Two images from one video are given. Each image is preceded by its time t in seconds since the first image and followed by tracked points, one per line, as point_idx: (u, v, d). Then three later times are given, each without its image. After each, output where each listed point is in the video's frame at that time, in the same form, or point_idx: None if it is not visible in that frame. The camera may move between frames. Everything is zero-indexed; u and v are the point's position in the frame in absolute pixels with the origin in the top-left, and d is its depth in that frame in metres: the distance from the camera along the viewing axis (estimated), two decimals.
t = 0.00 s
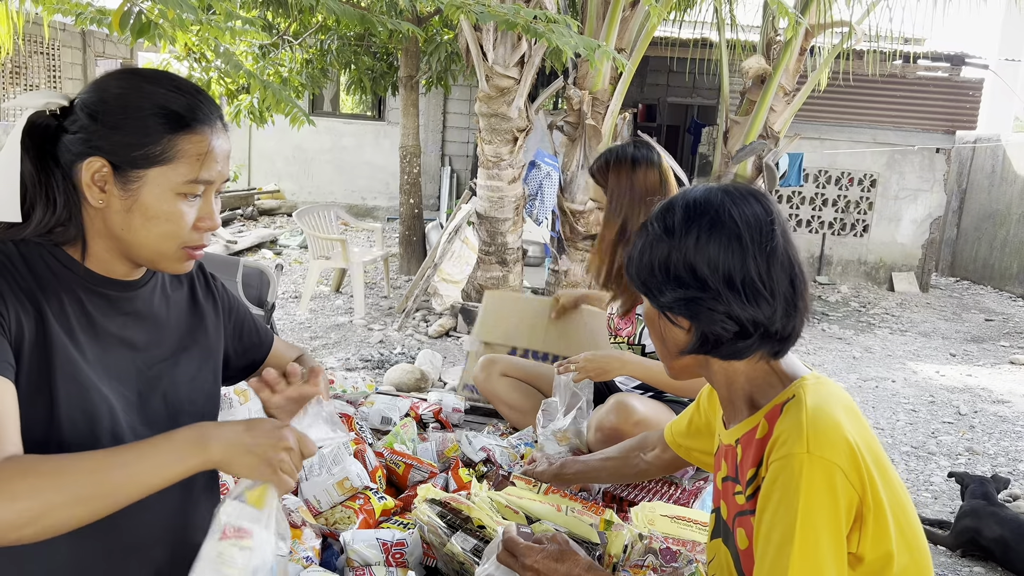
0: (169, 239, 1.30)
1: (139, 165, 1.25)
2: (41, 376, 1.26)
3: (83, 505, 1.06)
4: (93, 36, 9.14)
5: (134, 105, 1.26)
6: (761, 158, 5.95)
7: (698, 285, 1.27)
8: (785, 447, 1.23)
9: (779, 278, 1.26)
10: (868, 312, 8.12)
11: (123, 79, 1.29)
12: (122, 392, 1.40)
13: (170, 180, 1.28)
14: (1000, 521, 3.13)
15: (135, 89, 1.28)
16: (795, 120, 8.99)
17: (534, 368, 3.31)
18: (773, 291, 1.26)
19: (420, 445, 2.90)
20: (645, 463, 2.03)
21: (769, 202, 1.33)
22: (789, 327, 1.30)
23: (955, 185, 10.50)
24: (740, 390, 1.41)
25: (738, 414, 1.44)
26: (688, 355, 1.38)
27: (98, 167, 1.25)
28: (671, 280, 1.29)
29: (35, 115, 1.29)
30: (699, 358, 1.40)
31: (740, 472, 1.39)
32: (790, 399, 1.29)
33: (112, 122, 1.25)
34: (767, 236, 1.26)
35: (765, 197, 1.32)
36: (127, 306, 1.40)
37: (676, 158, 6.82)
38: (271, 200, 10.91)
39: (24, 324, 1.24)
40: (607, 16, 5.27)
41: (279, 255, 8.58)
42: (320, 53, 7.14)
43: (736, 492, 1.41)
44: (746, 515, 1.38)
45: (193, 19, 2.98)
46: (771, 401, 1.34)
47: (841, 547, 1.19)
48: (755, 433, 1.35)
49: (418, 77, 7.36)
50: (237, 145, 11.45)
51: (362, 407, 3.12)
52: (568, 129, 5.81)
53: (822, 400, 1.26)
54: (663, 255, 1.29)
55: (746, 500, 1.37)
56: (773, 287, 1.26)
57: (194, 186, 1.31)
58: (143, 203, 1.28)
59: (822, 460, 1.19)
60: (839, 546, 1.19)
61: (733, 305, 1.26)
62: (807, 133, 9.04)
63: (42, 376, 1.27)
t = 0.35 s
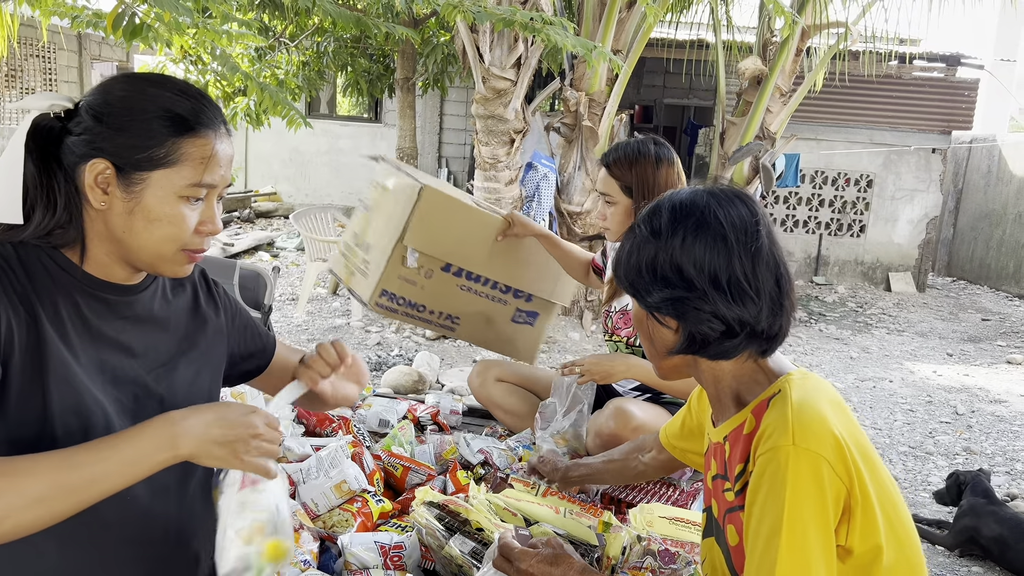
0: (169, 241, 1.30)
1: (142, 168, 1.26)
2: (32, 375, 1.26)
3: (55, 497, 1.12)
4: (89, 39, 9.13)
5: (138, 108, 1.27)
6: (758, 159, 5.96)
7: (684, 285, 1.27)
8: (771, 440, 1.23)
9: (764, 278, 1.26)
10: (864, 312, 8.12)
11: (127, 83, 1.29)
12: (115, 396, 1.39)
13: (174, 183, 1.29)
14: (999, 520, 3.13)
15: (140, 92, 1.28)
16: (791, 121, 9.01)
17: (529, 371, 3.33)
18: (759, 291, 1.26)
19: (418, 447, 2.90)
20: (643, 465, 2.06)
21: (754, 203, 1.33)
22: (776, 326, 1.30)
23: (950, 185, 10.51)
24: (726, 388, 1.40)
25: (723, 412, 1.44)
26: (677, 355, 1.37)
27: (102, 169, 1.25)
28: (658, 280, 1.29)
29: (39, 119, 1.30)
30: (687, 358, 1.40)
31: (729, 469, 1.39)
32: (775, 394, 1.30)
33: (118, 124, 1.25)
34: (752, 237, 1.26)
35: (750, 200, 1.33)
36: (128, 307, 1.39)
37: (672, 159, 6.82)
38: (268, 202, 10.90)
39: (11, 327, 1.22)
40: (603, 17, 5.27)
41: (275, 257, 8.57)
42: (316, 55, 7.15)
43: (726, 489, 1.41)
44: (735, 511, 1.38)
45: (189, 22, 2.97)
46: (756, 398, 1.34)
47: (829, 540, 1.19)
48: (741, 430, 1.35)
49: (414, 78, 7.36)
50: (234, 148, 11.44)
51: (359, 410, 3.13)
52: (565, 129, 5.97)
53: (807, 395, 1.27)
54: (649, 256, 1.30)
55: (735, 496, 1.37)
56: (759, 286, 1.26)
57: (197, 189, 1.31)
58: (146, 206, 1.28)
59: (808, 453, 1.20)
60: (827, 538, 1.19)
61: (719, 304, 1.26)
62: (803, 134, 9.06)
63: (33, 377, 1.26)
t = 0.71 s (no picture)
0: (171, 240, 1.28)
1: (142, 169, 1.22)
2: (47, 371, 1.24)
3: (101, 456, 1.03)
4: (85, 42, 9.13)
5: (131, 109, 1.22)
6: (754, 161, 5.97)
7: (681, 288, 1.26)
8: (760, 438, 1.23)
9: (758, 281, 1.27)
10: (861, 314, 8.13)
11: (115, 88, 1.24)
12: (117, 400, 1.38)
13: (172, 183, 1.25)
14: (994, 521, 3.14)
15: (131, 94, 1.24)
16: (787, 122, 9.03)
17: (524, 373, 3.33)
18: (753, 294, 1.27)
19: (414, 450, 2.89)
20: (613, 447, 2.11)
21: (746, 208, 1.34)
22: (768, 330, 1.31)
23: (945, 186, 10.55)
24: (712, 390, 1.41)
25: (712, 414, 1.44)
26: (669, 358, 1.38)
27: (101, 172, 1.22)
28: (654, 283, 1.28)
29: (31, 122, 1.25)
30: (677, 361, 1.40)
31: (717, 469, 1.39)
32: (763, 393, 1.30)
33: (112, 126, 1.21)
34: (747, 242, 1.27)
35: (743, 205, 1.33)
36: (124, 309, 1.38)
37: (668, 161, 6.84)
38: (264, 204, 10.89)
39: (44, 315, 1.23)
40: (599, 19, 5.28)
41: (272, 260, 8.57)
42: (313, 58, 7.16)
43: (715, 489, 1.41)
44: (724, 511, 1.38)
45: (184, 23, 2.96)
46: (745, 398, 1.35)
47: (820, 537, 1.19)
48: (730, 430, 1.35)
49: (410, 81, 7.36)
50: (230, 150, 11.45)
51: (356, 415, 3.14)
52: (561, 132, 5.90)
53: (794, 393, 1.27)
54: (645, 259, 1.29)
55: (725, 495, 1.37)
56: (753, 290, 1.27)
57: (194, 188, 1.28)
58: (147, 207, 1.25)
59: (797, 449, 1.20)
60: (817, 535, 1.19)
61: (715, 307, 1.26)
62: (800, 136, 9.08)
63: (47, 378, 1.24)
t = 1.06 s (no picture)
0: (171, 237, 1.28)
1: (144, 163, 1.24)
2: (40, 380, 1.24)
3: (18, 515, 1.06)
4: (84, 42, 9.13)
5: (141, 104, 1.26)
6: (754, 159, 5.96)
7: (690, 290, 1.26)
8: (772, 444, 1.23)
9: (769, 282, 1.26)
10: (861, 313, 8.13)
11: (130, 82, 1.29)
12: (123, 404, 1.37)
13: (174, 179, 1.27)
14: (995, 520, 3.13)
15: (144, 90, 1.28)
16: (787, 121, 9.03)
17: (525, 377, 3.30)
18: (764, 295, 1.26)
19: (414, 449, 2.88)
20: (629, 438, 2.11)
21: (756, 206, 1.32)
22: (779, 331, 1.30)
23: (945, 185, 10.56)
24: (721, 395, 1.41)
25: (722, 416, 1.43)
26: (677, 359, 1.37)
27: (104, 165, 1.24)
28: (663, 285, 1.28)
29: (46, 119, 1.30)
30: (685, 362, 1.40)
31: (726, 473, 1.39)
32: (775, 397, 1.29)
33: (120, 121, 1.24)
34: (757, 241, 1.26)
35: (752, 202, 1.32)
36: (127, 312, 1.37)
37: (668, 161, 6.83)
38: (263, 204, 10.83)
39: (30, 328, 1.22)
40: (599, 17, 5.29)
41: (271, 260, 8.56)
42: (312, 57, 7.17)
43: (724, 492, 1.40)
44: (734, 514, 1.38)
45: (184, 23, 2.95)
46: (756, 401, 1.34)
47: (830, 543, 1.19)
48: (741, 433, 1.35)
49: (410, 80, 7.36)
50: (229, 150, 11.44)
51: (356, 412, 3.13)
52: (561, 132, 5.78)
53: (807, 398, 1.27)
54: (653, 260, 1.29)
55: (735, 499, 1.37)
56: (764, 291, 1.26)
57: (197, 185, 1.29)
58: (147, 200, 1.26)
59: (809, 456, 1.19)
60: (828, 542, 1.18)
61: (726, 309, 1.25)
62: (799, 135, 9.08)
63: (41, 383, 1.24)
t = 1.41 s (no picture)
0: (144, 234, 1.29)
1: (113, 157, 1.26)
2: (17, 394, 1.24)
3: None
4: (84, 42, 9.13)
5: (116, 99, 1.28)
6: (754, 158, 5.94)
7: (728, 288, 1.24)
8: (791, 451, 1.22)
9: (799, 273, 1.27)
10: (861, 312, 8.13)
11: (109, 77, 1.30)
12: (115, 405, 1.38)
13: (145, 174, 1.28)
14: (997, 519, 3.13)
15: (119, 84, 1.29)
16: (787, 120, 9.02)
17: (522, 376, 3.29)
18: (797, 286, 1.26)
19: (415, 449, 2.88)
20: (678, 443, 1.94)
21: (772, 198, 1.33)
22: (808, 323, 1.30)
23: (946, 184, 10.55)
24: (744, 396, 1.40)
25: (743, 417, 1.42)
26: (711, 359, 1.34)
27: (76, 161, 1.26)
28: (699, 284, 1.25)
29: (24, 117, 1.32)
30: (711, 364, 1.38)
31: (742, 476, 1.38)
32: (795, 403, 1.28)
33: (93, 116, 1.26)
34: (784, 233, 1.26)
35: (770, 196, 1.32)
36: (113, 313, 1.37)
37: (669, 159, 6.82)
38: (263, 204, 10.81)
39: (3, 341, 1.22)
40: (599, 16, 5.29)
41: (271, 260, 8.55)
42: (312, 56, 7.18)
43: (738, 495, 1.41)
44: (746, 518, 1.37)
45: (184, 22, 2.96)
46: (776, 405, 1.33)
47: (845, 552, 1.19)
48: (758, 438, 1.34)
49: (410, 79, 7.35)
50: (229, 149, 11.43)
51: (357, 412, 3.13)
52: (561, 131, 5.79)
53: (828, 406, 1.25)
54: (685, 259, 1.26)
55: (748, 503, 1.36)
56: (796, 282, 1.26)
57: (170, 180, 1.30)
58: (116, 195, 1.27)
59: (827, 466, 1.19)
60: (842, 550, 1.18)
61: (767, 300, 1.24)
62: (800, 133, 9.08)
63: (24, 390, 1.25)
